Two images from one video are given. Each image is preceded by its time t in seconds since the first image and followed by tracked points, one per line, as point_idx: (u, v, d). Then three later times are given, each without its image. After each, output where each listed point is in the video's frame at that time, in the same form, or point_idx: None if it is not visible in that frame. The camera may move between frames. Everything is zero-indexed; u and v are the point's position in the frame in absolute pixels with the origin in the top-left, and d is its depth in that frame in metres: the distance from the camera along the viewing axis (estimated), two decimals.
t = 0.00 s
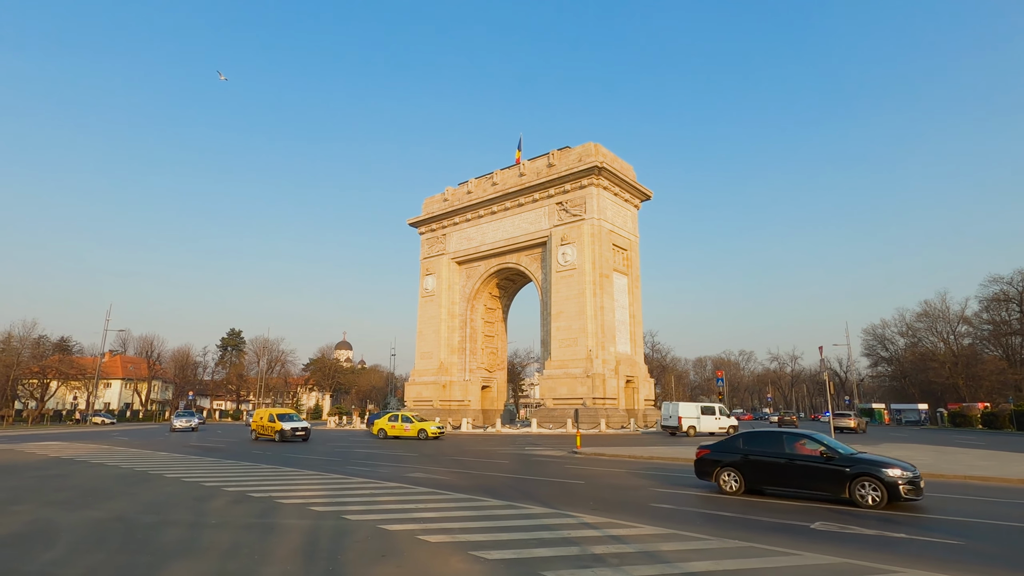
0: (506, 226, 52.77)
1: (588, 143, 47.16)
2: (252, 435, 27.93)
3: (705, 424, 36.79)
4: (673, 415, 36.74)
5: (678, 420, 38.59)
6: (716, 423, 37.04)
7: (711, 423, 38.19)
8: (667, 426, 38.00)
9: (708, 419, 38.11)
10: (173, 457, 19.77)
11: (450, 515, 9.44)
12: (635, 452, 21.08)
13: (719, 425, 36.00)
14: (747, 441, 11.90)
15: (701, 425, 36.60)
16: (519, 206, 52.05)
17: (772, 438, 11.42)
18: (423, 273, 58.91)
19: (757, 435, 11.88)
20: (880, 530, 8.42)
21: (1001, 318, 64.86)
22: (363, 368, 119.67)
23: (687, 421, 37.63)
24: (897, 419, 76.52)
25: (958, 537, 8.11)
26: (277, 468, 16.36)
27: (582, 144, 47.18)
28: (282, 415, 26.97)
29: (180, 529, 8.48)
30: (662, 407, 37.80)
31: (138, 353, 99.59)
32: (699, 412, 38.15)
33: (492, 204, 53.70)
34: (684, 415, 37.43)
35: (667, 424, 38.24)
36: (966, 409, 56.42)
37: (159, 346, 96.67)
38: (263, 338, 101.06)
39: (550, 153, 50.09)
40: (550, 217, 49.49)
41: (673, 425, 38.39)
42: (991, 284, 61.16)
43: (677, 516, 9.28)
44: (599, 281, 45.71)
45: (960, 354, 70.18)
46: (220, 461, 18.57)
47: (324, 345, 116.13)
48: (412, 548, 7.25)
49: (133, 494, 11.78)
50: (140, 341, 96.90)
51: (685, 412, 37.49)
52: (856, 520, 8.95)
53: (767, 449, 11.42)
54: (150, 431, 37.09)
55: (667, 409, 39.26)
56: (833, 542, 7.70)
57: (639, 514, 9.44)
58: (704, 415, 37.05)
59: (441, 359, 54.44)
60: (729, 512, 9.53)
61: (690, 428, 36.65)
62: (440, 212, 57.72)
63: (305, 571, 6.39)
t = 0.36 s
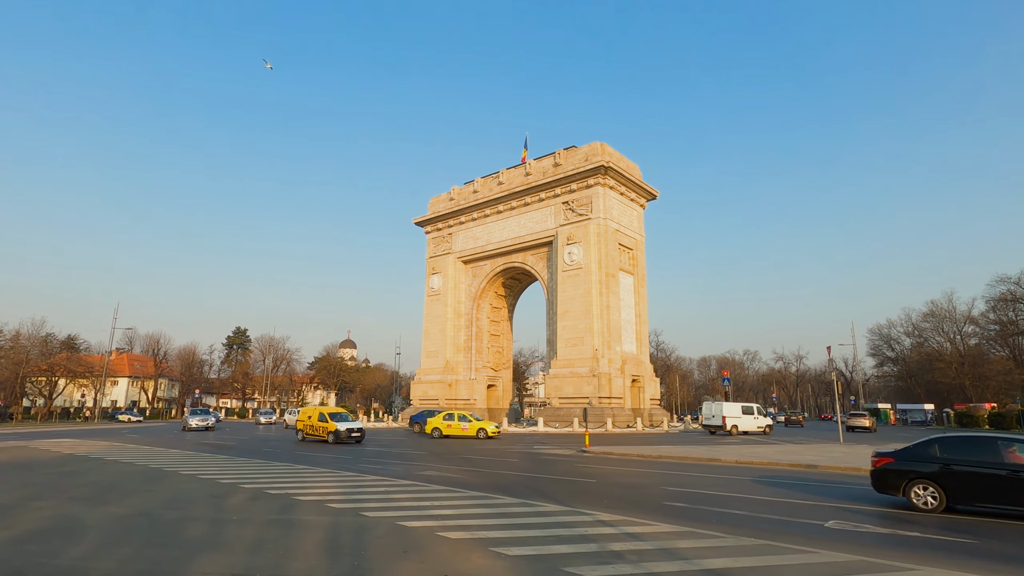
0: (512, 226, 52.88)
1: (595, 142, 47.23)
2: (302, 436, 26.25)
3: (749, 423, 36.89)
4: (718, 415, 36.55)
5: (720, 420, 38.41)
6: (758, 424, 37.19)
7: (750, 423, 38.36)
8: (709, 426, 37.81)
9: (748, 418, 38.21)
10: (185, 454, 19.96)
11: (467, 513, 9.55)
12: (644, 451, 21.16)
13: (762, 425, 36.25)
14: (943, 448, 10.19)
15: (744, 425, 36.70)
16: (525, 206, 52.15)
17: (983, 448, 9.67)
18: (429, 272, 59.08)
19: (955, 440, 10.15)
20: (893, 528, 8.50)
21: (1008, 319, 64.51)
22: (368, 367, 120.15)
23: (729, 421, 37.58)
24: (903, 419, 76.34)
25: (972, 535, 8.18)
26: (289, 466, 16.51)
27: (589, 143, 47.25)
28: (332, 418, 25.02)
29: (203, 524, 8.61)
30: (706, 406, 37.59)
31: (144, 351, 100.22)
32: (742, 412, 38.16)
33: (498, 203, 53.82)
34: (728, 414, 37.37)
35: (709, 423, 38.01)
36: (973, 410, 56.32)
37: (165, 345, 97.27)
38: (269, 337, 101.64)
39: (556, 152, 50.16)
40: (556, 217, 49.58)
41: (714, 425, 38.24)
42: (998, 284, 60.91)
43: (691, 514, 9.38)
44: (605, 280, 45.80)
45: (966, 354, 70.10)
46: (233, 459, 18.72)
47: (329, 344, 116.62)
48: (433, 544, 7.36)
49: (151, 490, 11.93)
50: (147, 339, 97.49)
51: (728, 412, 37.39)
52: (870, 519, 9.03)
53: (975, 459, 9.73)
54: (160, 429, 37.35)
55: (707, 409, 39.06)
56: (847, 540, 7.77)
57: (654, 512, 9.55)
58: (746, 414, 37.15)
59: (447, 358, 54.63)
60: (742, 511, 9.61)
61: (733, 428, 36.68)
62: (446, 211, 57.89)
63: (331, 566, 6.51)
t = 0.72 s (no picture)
0: (517, 226, 52.98)
1: (600, 142, 47.32)
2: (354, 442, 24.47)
3: (785, 423, 37.46)
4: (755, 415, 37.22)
5: (756, 420, 38.80)
6: (792, 423, 37.80)
7: (784, 423, 38.90)
8: (746, 425, 38.25)
9: (782, 418, 38.72)
10: (197, 453, 20.09)
11: (485, 510, 9.64)
12: (652, 451, 21.24)
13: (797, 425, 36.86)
14: None
15: (780, 425, 37.22)
16: (530, 206, 52.24)
17: None
18: (434, 272, 59.20)
19: None
20: (909, 527, 8.58)
21: (1012, 319, 64.28)
22: (371, 366, 120.40)
23: (765, 421, 38.06)
24: (908, 420, 76.19)
25: (987, 534, 8.26)
26: (302, 464, 16.62)
27: (594, 144, 47.35)
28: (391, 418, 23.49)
29: (226, 521, 8.72)
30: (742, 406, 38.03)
31: (148, 351, 100.57)
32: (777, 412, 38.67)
33: (503, 203, 53.92)
34: (765, 414, 37.86)
35: (746, 423, 38.43)
36: (978, 410, 56.25)
37: (169, 344, 97.55)
38: (272, 336, 101.97)
39: (561, 153, 50.27)
40: (561, 217, 49.65)
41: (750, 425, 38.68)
42: (1002, 285, 60.88)
43: (708, 512, 9.46)
44: (610, 280, 45.85)
45: (970, 354, 70.07)
46: (244, 457, 18.83)
47: (332, 343, 116.90)
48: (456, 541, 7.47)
49: (169, 488, 12.06)
50: (151, 338, 97.82)
51: (765, 412, 37.83)
52: (885, 518, 9.10)
53: None
54: (168, 428, 37.48)
55: (742, 409, 39.51)
56: (865, 538, 7.84)
57: (670, 510, 9.64)
58: (781, 414, 37.74)
59: (452, 357, 54.74)
60: (757, 510, 9.71)
61: (769, 427, 37.16)
62: (450, 211, 58.02)
63: (359, 561, 6.62)
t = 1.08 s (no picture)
0: (521, 226, 53.02)
1: (604, 142, 47.37)
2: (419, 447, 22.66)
3: (817, 422, 37.93)
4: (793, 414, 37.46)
5: (789, 420, 38.90)
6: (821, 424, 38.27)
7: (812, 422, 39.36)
8: (778, 425, 38.48)
9: (811, 417, 39.12)
10: (207, 454, 20.18)
11: (504, 510, 9.67)
12: (662, 450, 21.26)
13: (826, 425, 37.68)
14: None
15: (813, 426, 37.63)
16: (534, 206, 52.28)
17: None
18: (438, 272, 59.29)
19: None
20: (930, 525, 8.58)
21: (1015, 318, 64.14)
22: (374, 367, 120.52)
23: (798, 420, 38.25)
24: (912, 419, 76.01)
25: (1007, 532, 8.26)
26: (314, 465, 16.66)
27: (598, 144, 47.38)
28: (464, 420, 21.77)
29: (247, 521, 8.75)
30: (776, 406, 38.25)
31: (152, 352, 100.91)
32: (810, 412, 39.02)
33: (507, 204, 53.97)
34: (799, 414, 38.15)
35: (779, 422, 38.40)
36: (983, 409, 56.09)
37: (173, 345, 97.86)
38: (276, 337, 102.28)
39: (565, 153, 50.32)
40: (565, 217, 49.69)
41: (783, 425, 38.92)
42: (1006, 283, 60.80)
43: (725, 511, 9.50)
44: (615, 280, 45.86)
45: (974, 353, 70.02)
46: (255, 458, 18.88)
47: (335, 344, 117.12)
48: (479, 540, 7.50)
49: (186, 489, 12.11)
50: (155, 340, 98.14)
51: (799, 412, 38.01)
52: (903, 517, 9.10)
53: None
54: (175, 429, 37.57)
55: (774, 408, 39.77)
56: (887, 537, 7.84)
57: (687, 510, 9.67)
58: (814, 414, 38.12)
59: (456, 358, 54.80)
60: (776, 509, 9.73)
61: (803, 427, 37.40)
62: (454, 212, 58.09)
63: (386, 559, 6.67)
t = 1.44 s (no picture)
0: (525, 226, 53.10)
1: (608, 143, 47.47)
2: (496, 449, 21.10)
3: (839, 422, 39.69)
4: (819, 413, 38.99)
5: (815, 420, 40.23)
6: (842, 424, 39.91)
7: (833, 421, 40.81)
8: (805, 425, 39.84)
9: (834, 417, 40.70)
10: (217, 454, 20.28)
11: (521, 511, 9.76)
12: (670, 451, 21.35)
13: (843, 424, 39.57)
14: None
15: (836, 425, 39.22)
16: (537, 206, 52.35)
17: None
18: (441, 273, 59.37)
19: None
20: (945, 525, 8.66)
21: (1018, 318, 64.26)
22: (376, 368, 120.61)
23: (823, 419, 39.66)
24: (915, 419, 76.08)
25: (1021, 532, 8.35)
26: (325, 465, 16.76)
27: (602, 144, 47.47)
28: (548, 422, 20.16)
29: (268, 521, 8.83)
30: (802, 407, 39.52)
31: (155, 352, 101.01)
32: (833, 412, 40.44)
33: (511, 204, 54.07)
34: (825, 414, 39.54)
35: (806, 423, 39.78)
36: (987, 409, 56.15)
37: (176, 346, 97.93)
38: (279, 338, 102.39)
39: (569, 153, 50.42)
40: (569, 217, 49.78)
41: (808, 424, 40.32)
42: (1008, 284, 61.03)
43: (740, 511, 9.58)
44: (619, 281, 45.96)
45: (977, 353, 70.22)
46: (266, 459, 18.99)
47: (337, 345, 117.25)
48: (501, 540, 7.59)
49: (202, 489, 12.19)
50: (157, 341, 98.18)
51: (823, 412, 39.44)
52: (918, 517, 9.17)
53: None
54: (181, 430, 37.63)
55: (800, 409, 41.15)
56: (904, 537, 7.92)
57: (703, 510, 9.75)
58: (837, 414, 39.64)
59: (460, 358, 54.89)
60: (790, 509, 9.82)
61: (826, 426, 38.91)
62: (458, 212, 58.21)
63: (412, 559, 6.75)
